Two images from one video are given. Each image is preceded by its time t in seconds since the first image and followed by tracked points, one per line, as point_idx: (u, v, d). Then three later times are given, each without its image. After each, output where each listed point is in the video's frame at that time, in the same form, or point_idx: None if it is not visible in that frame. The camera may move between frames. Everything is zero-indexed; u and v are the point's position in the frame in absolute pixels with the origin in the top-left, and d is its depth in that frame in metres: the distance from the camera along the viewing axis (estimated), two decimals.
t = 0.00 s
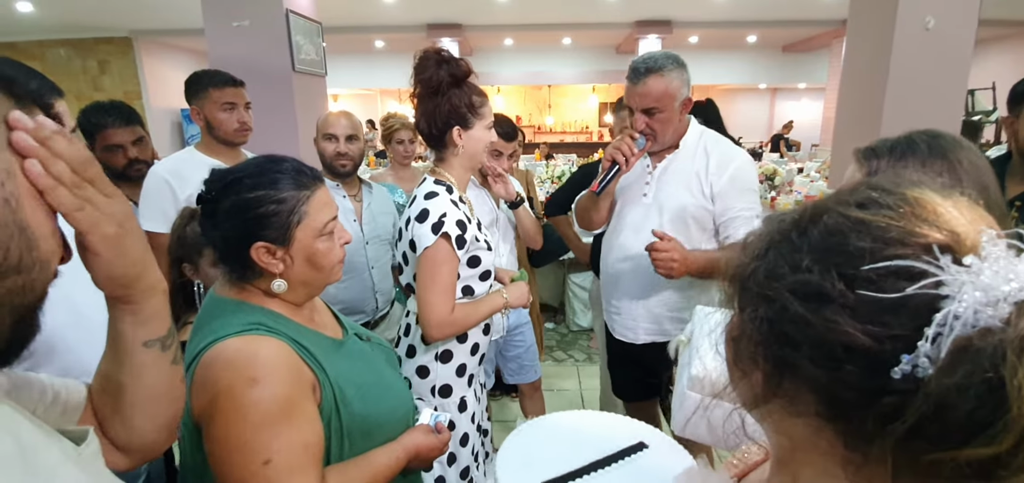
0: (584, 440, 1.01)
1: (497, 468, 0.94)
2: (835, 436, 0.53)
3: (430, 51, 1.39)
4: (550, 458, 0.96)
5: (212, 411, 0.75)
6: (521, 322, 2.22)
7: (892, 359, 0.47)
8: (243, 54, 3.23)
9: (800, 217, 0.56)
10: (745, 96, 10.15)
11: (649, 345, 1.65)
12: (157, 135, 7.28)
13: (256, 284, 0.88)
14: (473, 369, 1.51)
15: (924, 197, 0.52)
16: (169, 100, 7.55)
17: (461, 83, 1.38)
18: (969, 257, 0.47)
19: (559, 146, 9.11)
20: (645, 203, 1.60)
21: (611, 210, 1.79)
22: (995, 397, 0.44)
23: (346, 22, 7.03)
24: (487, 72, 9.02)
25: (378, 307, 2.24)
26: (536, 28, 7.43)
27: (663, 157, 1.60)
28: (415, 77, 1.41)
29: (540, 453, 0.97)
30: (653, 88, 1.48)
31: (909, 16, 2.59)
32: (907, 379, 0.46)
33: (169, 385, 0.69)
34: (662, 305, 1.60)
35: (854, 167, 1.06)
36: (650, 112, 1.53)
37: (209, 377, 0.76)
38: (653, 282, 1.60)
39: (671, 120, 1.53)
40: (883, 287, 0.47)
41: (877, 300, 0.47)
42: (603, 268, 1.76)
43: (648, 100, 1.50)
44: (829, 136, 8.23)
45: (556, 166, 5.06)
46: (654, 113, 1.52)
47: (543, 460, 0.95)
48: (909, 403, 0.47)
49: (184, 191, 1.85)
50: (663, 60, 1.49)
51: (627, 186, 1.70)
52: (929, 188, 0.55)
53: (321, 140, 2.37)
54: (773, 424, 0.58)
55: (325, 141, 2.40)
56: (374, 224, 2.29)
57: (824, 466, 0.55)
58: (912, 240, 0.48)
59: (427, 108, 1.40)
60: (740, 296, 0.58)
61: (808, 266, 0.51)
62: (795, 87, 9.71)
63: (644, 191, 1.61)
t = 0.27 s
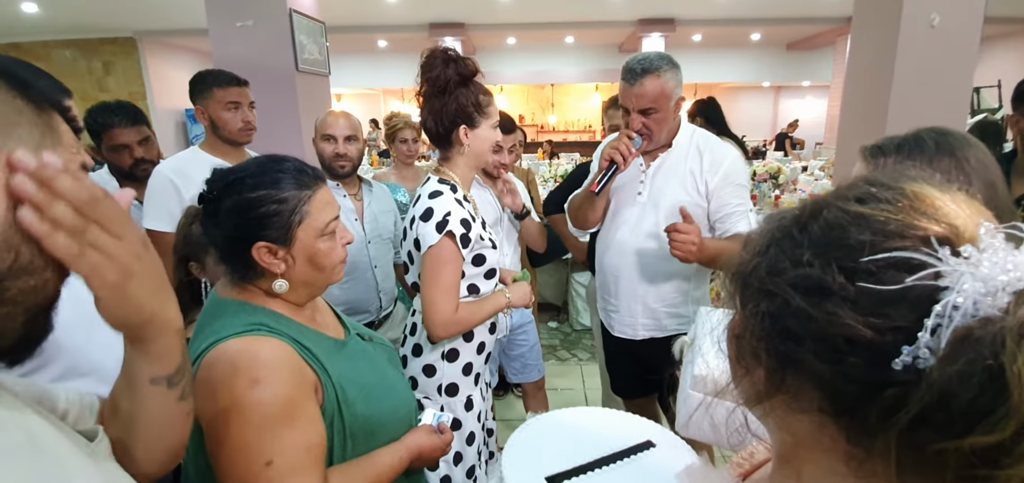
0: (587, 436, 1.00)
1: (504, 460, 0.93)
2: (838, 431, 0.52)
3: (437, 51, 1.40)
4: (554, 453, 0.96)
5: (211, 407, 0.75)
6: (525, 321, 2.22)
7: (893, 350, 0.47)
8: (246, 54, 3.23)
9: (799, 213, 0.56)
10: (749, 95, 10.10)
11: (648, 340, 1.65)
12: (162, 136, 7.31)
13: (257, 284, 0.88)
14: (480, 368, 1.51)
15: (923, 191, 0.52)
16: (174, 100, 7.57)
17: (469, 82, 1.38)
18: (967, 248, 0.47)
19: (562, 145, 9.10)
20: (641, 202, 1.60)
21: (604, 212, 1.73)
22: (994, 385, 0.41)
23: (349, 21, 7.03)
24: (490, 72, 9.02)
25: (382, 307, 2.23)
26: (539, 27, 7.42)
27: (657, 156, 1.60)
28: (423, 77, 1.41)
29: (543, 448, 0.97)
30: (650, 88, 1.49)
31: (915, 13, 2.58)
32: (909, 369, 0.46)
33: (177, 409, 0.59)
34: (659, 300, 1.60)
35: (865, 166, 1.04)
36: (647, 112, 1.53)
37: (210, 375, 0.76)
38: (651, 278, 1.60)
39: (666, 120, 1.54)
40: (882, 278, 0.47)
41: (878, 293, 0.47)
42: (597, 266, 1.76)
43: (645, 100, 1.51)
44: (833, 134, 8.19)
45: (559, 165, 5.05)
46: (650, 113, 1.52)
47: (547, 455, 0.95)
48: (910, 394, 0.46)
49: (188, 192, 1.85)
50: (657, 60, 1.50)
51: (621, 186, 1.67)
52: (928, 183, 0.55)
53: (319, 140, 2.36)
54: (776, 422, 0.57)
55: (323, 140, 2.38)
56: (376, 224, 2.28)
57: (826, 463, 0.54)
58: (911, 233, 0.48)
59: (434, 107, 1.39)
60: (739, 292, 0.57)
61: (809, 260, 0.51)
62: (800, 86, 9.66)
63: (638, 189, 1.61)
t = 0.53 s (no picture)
0: (590, 436, 1.00)
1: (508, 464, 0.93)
2: (838, 429, 0.52)
3: (438, 51, 1.39)
4: (557, 453, 0.95)
5: (214, 405, 0.75)
6: (527, 321, 2.22)
7: (893, 345, 0.46)
8: (249, 54, 3.24)
9: (802, 212, 0.55)
10: (751, 94, 10.06)
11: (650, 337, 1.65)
12: (165, 135, 7.33)
13: (259, 284, 0.88)
14: (484, 367, 1.50)
15: (924, 189, 0.52)
16: (177, 100, 7.59)
17: (471, 81, 1.38)
18: (969, 244, 0.47)
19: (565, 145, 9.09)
20: (640, 201, 1.59)
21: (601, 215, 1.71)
22: (992, 380, 0.42)
23: (351, 21, 7.04)
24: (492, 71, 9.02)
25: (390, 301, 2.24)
26: (541, 27, 7.41)
27: (655, 155, 1.59)
28: (426, 76, 1.40)
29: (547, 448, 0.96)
30: (648, 88, 1.48)
31: (919, 12, 2.56)
32: (908, 364, 0.45)
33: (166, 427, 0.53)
34: (658, 298, 1.61)
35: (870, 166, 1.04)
36: (648, 112, 1.52)
37: (213, 375, 0.76)
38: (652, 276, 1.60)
39: (665, 118, 1.54)
40: (884, 274, 0.46)
41: (880, 289, 0.46)
42: (596, 264, 1.75)
43: (644, 101, 1.50)
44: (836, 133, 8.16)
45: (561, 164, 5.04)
46: (649, 113, 1.52)
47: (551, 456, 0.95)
48: (910, 389, 0.45)
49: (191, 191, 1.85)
50: (656, 60, 1.51)
51: (621, 185, 1.65)
52: (930, 182, 0.55)
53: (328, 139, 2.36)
54: (777, 419, 0.57)
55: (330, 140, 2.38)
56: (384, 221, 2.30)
57: (829, 461, 0.54)
58: (912, 230, 0.47)
59: (439, 107, 1.38)
60: (743, 290, 0.57)
61: (811, 256, 0.50)
62: (803, 85, 9.62)
63: (637, 188, 1.60)
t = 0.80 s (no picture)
0: (591, 432, 0.99)
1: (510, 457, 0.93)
2: (836, 426, 0.51)
3: (441, 52, 1.37)
4: (559, 448, 0.95)
5: (211, 403, 0.75)
6: (527, 321, 2.22)
7: (891, 339, 0.45)
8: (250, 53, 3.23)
9: (799, 209, 0.55)
10: (754, 94, 10.03)
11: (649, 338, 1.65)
12: (166, 134, 7.34)
13: (258, 284, 0.88)
14: (485, 367, 1.50)
15: (920, 186, 0.52)
16: (178, 99, 7.60)
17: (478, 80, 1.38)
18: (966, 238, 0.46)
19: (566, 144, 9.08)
20: (638, 201, 1.59)
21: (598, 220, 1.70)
22: (992, 371, 0.42)
23: (352, 21, 7.03)
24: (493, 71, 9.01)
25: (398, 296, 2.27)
26: (542, 26, 7.41)
27: (653, 155, 1.58)
28: (428, 79, 1.37)
29: (548, 444, 0.96)
30: (642, 90, 1.47)
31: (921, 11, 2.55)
32: (906, 358, 0.45)
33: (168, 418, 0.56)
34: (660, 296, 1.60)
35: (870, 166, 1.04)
36: (643, 113, 1.51)
37: (212, 374, 0.75)
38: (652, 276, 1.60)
39: (663, 117, 1.53)
40: (880, 269, 0.46)
41: (877, 283, 0.46)
42: (596, 263, 1.75)
43: (638, 102, 1.49)
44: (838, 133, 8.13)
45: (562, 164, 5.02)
46: (647, 113, 1.51)
47: (552, 450, 0.94)
48: (908, 382, 0.45)
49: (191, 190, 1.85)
50: (647, 62, 1.49)
51: (621, 183, 1.63)
52: (926, 180, 0.55)
53: (355, 136, 2.32)
54: (775, 416, 0.56)
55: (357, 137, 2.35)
56: (390, 215, 2.32)
57: (829, 458, 0.53)
58: (909, 224, 0.47)
59: (452, 109, 1.35)
60: (740, 288, 0.56)
61: (807, 252, 0.50)
62: (805, 85, 9.59)
63: (636, 188, 1.60)
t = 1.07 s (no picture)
0: (591, 432, 0.99)
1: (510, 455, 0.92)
2: (839, 427, 0.51)
3: (438, 52, 1.38)
4: (559, 448, 0.95)
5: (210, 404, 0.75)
6: (527, 321, 2.21)
7: (897, 341, 0.45)
8: (251, 52, 3.23)
9: (802, 210, 0.55)
10: (754, 94, 10.03)
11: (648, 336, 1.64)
12: (166, 134, 7.33)
13: (256, 284, 0.87)
14: (485, 366, 1.50)
15: (924, 186, 0.52)
16: (177, 98, 7.59)
17: (474, 80, 1.38)
18: (970, 239, 0.46)
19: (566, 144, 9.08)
20: (635, 201, 1.59)
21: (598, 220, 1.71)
22: (1000, 371, 0.42)
23: (352, 20, 7.02)
24: (493, 70, 9.00)
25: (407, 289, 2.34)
26: (543, 26, 7.40)
27: (652, 155, 1.58)
28: (423, 80, 1.38)
29: (547, 444, 0.96)
30: (636, 91, 1.47)
31: (922, 12, 2.55)
32: (912, 360, 0.45)
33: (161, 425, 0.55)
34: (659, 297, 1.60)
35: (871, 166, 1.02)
36: (637, 114, 1.51)
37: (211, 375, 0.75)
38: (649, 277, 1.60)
39: (658, 118, 1.53)
40: (886, 270, 0.46)
41: (882, 284, 0.45)
42: (596, 263, 1.75)
43: (632, 102, 1.49)
44: (838, 133, 8.12)
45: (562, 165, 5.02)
46: (641, 114, 1.50)
47: (551, 449, 0.94)
48: (913, 385, 0.45)
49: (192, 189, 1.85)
50: (641, 62, 1.49)
51: (615, 188, 1.65)
52: (929, 180, 0.55)
53: (376, 134, 2.39)
54: (777, 416, 0.56)
55: (377, 135, 2.42)
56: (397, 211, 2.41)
57: (830, 458, 0.53)
58: (913, 225, 0.47)
59: (448, 109, 1.35)
60: (743, 288, 0.56)
61: (811, 254, 0.49)
62: (805, 84, 9.58)
63: (633, 189, 1.59)
